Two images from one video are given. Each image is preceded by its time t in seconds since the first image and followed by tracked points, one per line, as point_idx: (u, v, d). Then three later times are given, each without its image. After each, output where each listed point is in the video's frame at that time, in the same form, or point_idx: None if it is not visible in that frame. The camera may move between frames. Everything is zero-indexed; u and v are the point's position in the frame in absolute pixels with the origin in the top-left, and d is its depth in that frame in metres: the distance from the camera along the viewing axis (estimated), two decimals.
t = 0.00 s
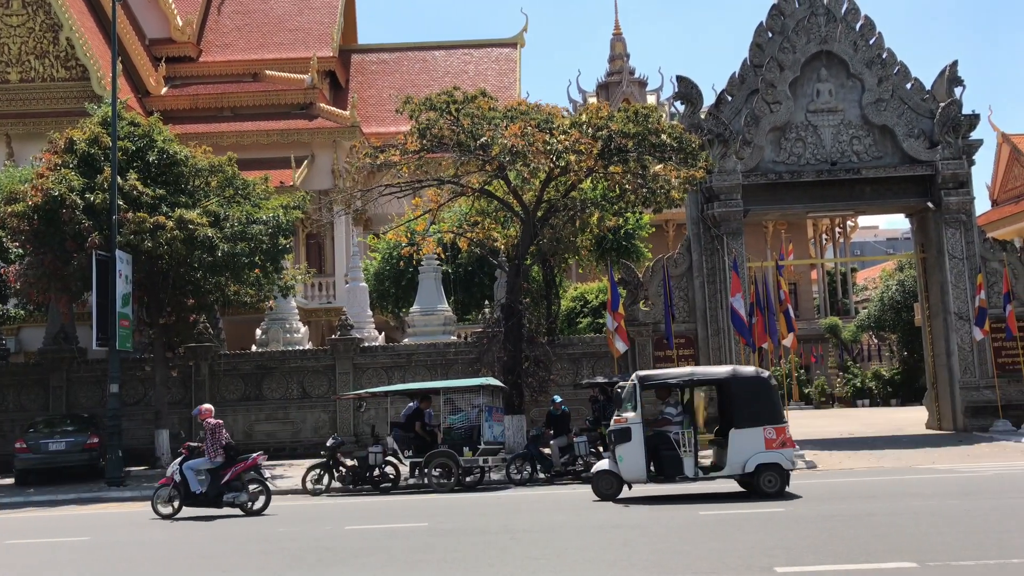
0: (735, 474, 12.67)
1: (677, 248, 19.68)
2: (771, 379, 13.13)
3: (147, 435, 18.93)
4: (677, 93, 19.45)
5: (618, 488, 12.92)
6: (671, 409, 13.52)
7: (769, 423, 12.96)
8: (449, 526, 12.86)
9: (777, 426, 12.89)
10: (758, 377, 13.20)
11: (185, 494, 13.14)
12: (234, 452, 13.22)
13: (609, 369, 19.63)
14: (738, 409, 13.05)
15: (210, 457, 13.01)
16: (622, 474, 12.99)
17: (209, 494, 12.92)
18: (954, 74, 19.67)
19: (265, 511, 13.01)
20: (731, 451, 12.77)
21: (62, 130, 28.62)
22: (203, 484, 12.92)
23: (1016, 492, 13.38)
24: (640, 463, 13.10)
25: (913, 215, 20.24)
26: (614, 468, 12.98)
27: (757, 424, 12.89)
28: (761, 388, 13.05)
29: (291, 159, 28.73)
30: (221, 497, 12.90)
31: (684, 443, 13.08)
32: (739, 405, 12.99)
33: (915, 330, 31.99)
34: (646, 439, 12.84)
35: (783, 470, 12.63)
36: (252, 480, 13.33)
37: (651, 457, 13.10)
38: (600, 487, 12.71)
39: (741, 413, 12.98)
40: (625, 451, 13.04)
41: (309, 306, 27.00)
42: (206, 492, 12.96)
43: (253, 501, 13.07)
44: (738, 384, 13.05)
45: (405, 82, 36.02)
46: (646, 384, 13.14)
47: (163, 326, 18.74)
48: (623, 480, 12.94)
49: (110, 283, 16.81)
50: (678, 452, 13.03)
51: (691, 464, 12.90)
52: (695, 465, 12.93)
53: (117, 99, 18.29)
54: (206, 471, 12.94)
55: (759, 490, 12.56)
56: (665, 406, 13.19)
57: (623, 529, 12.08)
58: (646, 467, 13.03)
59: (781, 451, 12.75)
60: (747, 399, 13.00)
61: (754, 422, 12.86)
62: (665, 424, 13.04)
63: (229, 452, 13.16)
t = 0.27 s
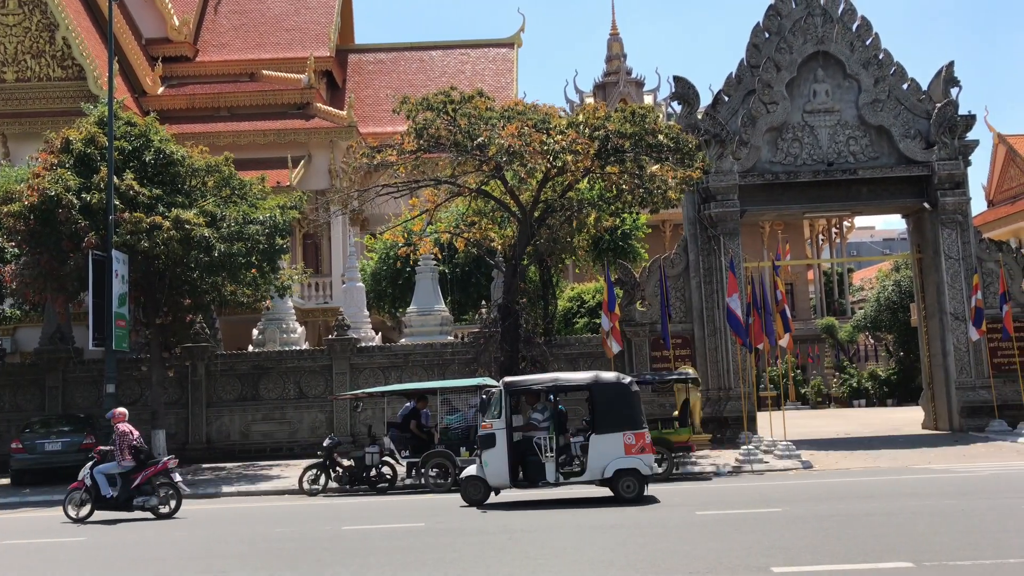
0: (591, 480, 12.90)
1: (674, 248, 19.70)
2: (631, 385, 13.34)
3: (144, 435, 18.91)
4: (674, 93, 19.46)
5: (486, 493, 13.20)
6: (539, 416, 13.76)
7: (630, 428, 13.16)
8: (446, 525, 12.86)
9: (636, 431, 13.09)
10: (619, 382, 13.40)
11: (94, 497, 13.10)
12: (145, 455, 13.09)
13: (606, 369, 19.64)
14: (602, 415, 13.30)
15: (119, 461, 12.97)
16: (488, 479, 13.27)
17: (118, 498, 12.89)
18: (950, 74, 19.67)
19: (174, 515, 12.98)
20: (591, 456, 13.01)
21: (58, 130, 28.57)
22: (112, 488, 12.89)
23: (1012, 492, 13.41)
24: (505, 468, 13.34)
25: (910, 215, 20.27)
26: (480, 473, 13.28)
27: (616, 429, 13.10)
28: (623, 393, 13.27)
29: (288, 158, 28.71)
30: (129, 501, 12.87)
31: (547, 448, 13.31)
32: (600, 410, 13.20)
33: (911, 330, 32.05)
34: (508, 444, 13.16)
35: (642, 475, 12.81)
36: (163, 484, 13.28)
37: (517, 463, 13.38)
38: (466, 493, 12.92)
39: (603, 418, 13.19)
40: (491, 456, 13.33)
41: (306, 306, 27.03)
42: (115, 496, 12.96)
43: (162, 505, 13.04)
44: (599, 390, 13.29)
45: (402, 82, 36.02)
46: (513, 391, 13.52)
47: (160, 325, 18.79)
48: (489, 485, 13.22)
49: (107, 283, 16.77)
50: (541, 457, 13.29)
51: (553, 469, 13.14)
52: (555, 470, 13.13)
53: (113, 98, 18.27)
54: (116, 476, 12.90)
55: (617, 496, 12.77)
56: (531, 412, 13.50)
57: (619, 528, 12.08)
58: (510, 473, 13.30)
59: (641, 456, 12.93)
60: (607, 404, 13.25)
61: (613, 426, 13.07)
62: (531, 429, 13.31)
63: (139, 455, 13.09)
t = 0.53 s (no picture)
0: (461, 486, 12.93)
1: (672, 248, 19.71)
2: (502, 391, 13.45)
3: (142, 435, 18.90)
4: (672, 93, 19.47)
5: (358, 499, 13.18)
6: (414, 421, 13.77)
7: (498, 433, 13.31)
8: (444, 524, 12.86)
9: (505, 437, 13.26)
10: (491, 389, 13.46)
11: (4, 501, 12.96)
12: (58, 458, 12.98)
13: (604, 369, 19.64)
14: (471, 421, 13.40)
15: (31, 466, 12.81)
16: (359, 485, 13.23)
17: (31, 503, 12.77)
18: (948, 75, 19.67)
19: (90, 516, 12.94)
20: (459, 462, 13.12)
21: (57, 129, 28.53)
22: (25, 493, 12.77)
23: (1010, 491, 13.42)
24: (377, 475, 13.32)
25: (907, 215, 20.29)
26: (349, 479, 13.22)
27: (484, 434, 13.22)
28: (494, 400, 13.39)
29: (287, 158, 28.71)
30: (43, 504, 12.78)
31: (417, 454, 13.33)
32: (470, 416, 13.26)
33: (910, 330, 32.09)
34: (378, 451, 13.15)
35: (509, 481, 13.01)
36: (76, 485, 13.16)
37: (386, 468, 13.38)
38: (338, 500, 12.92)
39: (474, 424, 13.24)
40: (360, 462, 13.28)
41: (304, 306, 27.03)
42: (28, 500, 12.83)
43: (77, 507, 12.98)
44: (469, 396, 13.37)
45: (401, 82, 36.02)
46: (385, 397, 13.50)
47: (157, 326, 18.65)
48: (359, 491, 13.18)
49: (105, 283, 16.75)
50: (409, 462, 13.32)
51: (420, 474, 13.18)
52: (426, 476, 13.16)
53: (111, 98, 18.26)
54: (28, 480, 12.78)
55: (486, 501, 12.86)
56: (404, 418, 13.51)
57: (617, 528, 12.09)
58: (379, 479, 13.26)
59: (507, 461, 13.11)
60: (478, 410, 13.35)
61: (483, 431, 13.20)
62: (403, 435, 13.34)
63: (50, 459, 12.95)
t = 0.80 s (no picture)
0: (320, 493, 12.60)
1: (660, 248, 19.75)
2: (365, 396, 13.00)
3: (127, 435, 18.79)
4: (660, 94, 19.52)
5: (223, 506, 12.92)
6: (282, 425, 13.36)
7: (362, 439, 12.88)
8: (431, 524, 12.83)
9: (367, 442, 12.84)
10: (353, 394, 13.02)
11: None
12: None
13: (592, 369, 19.66)
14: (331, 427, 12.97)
15: None
16: (222, 490, 12.92)
17: None
18: (933, 77, 19.81)
19: None
20: (320, 468, 12.74)
21: (42, 128, 28.27)
22: None
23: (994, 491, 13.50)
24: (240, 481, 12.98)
25: (893, 216, 20.40)
26: (213, 485, 12.93)
27: (347, 441, 12.81)
28: (356, 405, 12.95)
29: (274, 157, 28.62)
30: None
31: (280, 460, 12.95)
32: (331, 422, 12.84)
33: (896, 330, 32.28)
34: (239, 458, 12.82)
35: (370, 487, 12.62)
36: None
37: (249, 474, 13.06)
38: (204, 505, 12.63)
39: (334, 431, 12.83)
40: (223, 468, 12.97)
41: (291, 306, 26.97)
42: None
43: None
44: (331, 403, 12.93)
45: (389, 81, 35.96)
46: (248, 403, 13.11)
47: (144, 326, 18.68)
48: (223, 498, 12.86)
49: (90, 281, 16.63)
50: (271, 468, 12.96)
51: (282, 481, 12.82)
52: (285, 483, 12.81)
53: (97, 96, 18.16)
54: None
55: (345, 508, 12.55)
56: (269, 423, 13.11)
57: (604, 528, 12.09)
58: (242, 485, 12.94)
59: (369, 468, 12.72)
60: (340, 416, 12.91)
61: (344, 438, 12.80)
62: (267, 441, 12.98)
63: None
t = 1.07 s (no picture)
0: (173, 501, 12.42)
1: (643, 249, 19.81)
2: (222, 404, 12.82)
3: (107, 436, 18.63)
4: (644, 95, 19.57)
5: (81, 514, 12.63)
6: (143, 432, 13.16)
7: (218, 446, 12.70)
8: (414, 526, 12.78)
9: (224, 450, 12.68)
10: (211, 401, 12.85)
11: None
12: None
13: (575, 369, 19.68)
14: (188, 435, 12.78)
15: None
16: (82, 498, 12.59)
17: None
18: (913, 80, 19.98)
19: None
20: (176, 476, 12.55)
21: (21, 126, 28.03)
22: None
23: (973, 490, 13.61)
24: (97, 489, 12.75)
25: (874, 218, 20.56)
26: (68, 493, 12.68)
27: (202, 448, 12.64)
28: (214, 413, 12.75)
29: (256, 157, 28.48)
30: None
31: (137, 468, 12.76)
32: (187, 430, 12.66)
33: (876, 331, 32.52)
34: (96, 464, 12.59)
35: (226, 495, 12.50)
36: None
37: (106, 482, 12.80)
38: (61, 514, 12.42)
39: (191, 438, 12.65)
40: (79, 476, 12.71)
41: (274, 306, 26.89)
42: None
43: None
44: (189, 410, 12.76)
45: (372, 81, 35.87)
46: (106, 409, 12.88)
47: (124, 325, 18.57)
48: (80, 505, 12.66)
49: (70, 281, 16.42)
50: (127, 475, 12.77)
51: (136, 489, 12.64)
52: (140, 491, 12.62)
53: (78, 95, 18.02)
54: None
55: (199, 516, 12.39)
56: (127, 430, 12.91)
57: (588, 529, 12.08)
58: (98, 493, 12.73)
59: (225, 475, 12.56)
60: (196, 424, 12.73)
61: (199, 446, 12.62)
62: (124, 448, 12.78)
63: None
